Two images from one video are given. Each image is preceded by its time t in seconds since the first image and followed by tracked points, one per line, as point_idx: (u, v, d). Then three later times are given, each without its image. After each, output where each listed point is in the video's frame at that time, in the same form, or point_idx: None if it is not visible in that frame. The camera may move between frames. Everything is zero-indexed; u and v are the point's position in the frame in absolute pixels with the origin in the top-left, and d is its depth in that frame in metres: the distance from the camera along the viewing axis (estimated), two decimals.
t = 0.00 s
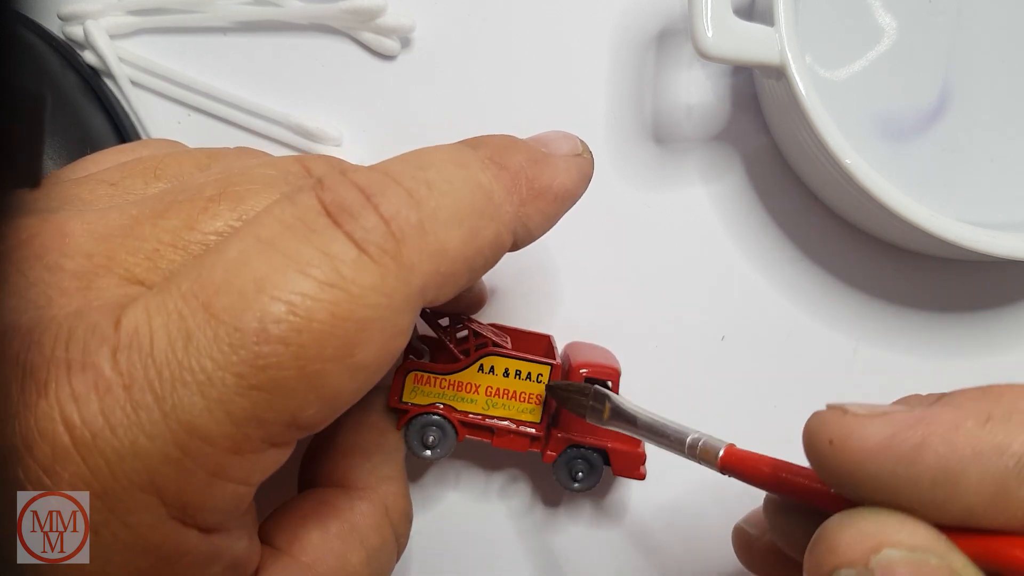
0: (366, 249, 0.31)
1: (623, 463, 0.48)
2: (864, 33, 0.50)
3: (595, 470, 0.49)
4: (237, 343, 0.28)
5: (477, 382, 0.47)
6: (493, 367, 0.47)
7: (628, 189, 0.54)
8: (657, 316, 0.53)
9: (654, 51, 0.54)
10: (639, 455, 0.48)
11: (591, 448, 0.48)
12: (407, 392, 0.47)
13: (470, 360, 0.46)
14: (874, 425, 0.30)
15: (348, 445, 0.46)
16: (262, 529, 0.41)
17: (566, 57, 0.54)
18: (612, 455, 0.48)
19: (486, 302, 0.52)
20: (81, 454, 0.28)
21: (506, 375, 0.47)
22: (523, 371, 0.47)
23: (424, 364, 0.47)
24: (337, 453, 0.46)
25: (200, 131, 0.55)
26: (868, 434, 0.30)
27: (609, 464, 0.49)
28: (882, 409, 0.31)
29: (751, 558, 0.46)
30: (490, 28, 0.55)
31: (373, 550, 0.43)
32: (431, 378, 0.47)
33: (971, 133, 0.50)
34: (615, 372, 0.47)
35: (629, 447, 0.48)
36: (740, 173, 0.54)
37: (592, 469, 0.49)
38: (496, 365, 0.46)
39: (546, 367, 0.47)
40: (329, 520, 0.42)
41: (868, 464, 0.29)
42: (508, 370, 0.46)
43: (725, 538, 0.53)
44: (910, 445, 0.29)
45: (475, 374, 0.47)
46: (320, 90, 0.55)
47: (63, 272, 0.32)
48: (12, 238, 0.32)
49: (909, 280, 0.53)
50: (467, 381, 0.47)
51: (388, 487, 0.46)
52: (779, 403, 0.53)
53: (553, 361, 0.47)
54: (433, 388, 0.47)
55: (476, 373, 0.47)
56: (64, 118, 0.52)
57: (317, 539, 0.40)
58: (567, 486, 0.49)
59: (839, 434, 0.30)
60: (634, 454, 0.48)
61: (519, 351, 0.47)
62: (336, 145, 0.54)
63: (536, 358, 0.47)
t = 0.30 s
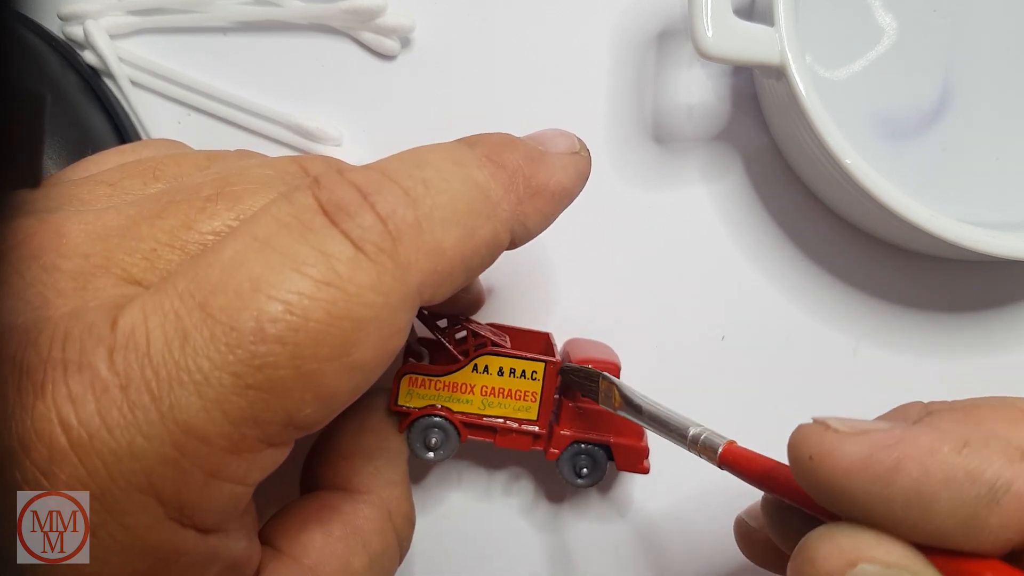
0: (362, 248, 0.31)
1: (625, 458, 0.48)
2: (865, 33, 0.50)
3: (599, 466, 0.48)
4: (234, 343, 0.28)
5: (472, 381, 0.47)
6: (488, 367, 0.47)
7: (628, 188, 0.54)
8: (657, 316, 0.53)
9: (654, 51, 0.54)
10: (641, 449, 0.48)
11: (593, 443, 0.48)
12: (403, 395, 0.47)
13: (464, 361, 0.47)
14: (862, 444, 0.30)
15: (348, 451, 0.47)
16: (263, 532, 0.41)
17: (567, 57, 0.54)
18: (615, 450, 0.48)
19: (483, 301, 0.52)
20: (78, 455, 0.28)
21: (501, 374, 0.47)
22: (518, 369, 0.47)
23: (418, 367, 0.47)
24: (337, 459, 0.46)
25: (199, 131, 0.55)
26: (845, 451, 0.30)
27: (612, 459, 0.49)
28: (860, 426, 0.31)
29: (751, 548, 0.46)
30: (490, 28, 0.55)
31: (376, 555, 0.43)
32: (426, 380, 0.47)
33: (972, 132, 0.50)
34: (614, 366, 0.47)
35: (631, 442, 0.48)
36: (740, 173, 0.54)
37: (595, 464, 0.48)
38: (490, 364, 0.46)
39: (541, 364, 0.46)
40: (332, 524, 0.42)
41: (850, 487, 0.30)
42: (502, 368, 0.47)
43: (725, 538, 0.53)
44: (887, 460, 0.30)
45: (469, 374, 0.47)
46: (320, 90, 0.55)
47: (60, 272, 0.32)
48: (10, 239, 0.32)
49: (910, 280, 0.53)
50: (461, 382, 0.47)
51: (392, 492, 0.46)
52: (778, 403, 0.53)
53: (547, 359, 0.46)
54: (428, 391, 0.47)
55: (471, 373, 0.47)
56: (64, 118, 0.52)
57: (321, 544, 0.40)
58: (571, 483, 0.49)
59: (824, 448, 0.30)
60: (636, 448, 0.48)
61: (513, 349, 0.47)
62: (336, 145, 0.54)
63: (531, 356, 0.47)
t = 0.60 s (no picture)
0: (360, 237, 0.31)
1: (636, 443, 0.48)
2: (865, 33, 0.50)
3: (609, 454, 0.48)
4: (233, 333, 0.28)
5: (476, 380, 0.47)
6: (491, 364, 0.47)
7: (628, 188, 0.54)
8: (658, 315, 0.53)
9: (654, 50, 0.54)
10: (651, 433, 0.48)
11: (603, 431, 0.48)
12: (407, 399, 0.47)
13: (467, 359, 0.46)
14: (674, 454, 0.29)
15: (355, 456, 0.47)
16: (267, 538, 0.41)
17: (566, 57, 0.54)
18: (625, 437, 0.48)
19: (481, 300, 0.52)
20: (78, 446, 0.28)
21: (505, 370, 0.47)
22: (523, 364, 0.46)
23: (419, 370, 0.47)
24: (344, 462, 0.46)
25: (200, 130, 0.55)
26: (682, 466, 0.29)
27: (621, 445, 0.49)
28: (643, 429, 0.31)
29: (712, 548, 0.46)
30: (490, 27, 0.54)
31: (380, 563, 0.43)
32: (431, 382, 0.47)
33: (972, 132, 0.50)
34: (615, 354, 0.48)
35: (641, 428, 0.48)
36: (741, 173, 0.53)
37: (606, 452, 0.48)
38: (494, 361, 0.46)
39: (544, 358, 0.46)
40: (339, 530, 0.41)
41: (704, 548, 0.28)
42: (506, 364, 0.46)
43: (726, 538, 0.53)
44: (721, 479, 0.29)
45: (472, 372, 0.47)
46: (320, 89, 0.55)
47: (60, 267, 0.32)
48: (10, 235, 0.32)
49: (910, 280, 0.53)
50: (465, 381, 0.47)
51: (398, 497, 0.47)
52: (780, 404, 0.53)
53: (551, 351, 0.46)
54: (433, 392, 0.47)
55: (474, 372, 0.47)
56: (64, 118, 0.52)
57: (326, 548, 0.40)
58: (581, 473, 0.49)
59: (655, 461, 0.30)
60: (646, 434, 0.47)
61: (515, 344, 0.47)
62: (337, 145, 0.54)
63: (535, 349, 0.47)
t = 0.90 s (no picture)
0: (356, 232, 0.31)
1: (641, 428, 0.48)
2: (864, 34, 0.50)
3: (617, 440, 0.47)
4: (231, 327, 0.28)
5: (477, 375, 0.47)
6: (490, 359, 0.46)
7: (628, 189, 0.54)
8: (657, 315, 0.53)
9: (654, 51, 0.54)
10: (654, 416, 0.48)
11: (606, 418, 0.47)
12: (409, 398, 0.47)
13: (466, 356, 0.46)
14: (565, 410, 0.38)
15: (358, 453, 0.47)
16: (269, 531, 0.42)
17: (567, 59, 0.55)
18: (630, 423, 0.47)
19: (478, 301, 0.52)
20: (77, 440, 0.29)
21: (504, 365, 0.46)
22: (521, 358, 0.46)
23: (420, 368, 0.47)
24: (346, 461, 0.47)
25: (200, 131, 0.55)
26: (569, 419, 0.38)
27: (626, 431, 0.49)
28: (541, 391, 0.39)
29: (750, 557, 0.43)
30: (490, 28, 0.55)
31: (381, 559, 0.43)
32: (431, 381, 0.47)
33: (969, 132, 0.51)
34: (614, 341, 0.48)
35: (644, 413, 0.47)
36: (740, 173, 0.54)
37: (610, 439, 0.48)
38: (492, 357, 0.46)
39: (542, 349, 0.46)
40: (340, 526, 0.42)
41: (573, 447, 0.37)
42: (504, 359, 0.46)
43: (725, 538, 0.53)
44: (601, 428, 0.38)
45: (472, 368, 0.46)
46: (320, 90, 0.55)
47: (56, 263, 0.32)
48: (11, 233, 0.32)
49: (909, 279, 0.54)
50: (466, 377, 0.47)
51: (399, 496, 0.47)
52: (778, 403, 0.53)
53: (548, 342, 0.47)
54: (434, 391, 0.47)
55: (473, 368, 0.46)
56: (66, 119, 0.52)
57: (328, 544, 0.41)
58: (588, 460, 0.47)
59: (550, 416, 0.38)
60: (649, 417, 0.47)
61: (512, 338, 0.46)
62: (337, 145, 0.54)
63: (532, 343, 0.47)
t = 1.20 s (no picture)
0: (357, 233, 0.31)
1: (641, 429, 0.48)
2: (864, 34, 0.50)
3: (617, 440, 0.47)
4: (231, 328, 0.28)
5: (476, 376, 0.47)
6: (490, 360, 0.46)
7: (627, 189, 0.54)
8: (658, 315, 0.53)
9: (654, 51, 0.54)
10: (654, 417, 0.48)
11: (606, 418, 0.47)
12: (409, 400, 0.47)
13: (465, 357, 0.46)
14: (573, 406, 0.39)
15: (358, 454, 0.47)
16: (270, 532, 0.42)
17: (567, 59, 0.55)
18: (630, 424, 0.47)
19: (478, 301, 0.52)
20: (77, 441, 0.29)
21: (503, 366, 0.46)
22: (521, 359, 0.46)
23: (420, 370, 0.47)
24: (346, 461, 0.47)
25: (200, 131, 0.55)
26: (577, 416, 0.39)
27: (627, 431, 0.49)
28: (550, 388, 0.41)
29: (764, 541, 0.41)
30: (490, 28, 0.55)
31: (380, 560, 0.44)
32: (431, 382, 0.47)
33: (969, 132, 0.51)
34: (614, 341, 0.48)
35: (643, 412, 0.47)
36: (740, 173, 0.54)
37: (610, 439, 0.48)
38: (492, 358, 0.46)
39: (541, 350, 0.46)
40: (341, 527, 0.42)
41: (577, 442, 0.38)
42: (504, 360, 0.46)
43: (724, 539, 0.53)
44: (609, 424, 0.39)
45: (472, 369, 0.47)
46: (321, 91, 0.55)
47: (57, 263, 0.32)
48: (12, 234, 0.32)
49: (909, 279, 0.54)
50: (466, 379, 0.47)
51: (400, 498, 0.47)
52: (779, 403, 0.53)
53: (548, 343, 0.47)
54: (434, 392, 0.47)
55: (473, 369, 0.47)
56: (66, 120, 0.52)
57: (328, 545, 0.41)
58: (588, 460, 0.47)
59: (560, 413, 0.39)
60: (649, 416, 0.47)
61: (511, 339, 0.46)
62: (337, 145, 0.54)
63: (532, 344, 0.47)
